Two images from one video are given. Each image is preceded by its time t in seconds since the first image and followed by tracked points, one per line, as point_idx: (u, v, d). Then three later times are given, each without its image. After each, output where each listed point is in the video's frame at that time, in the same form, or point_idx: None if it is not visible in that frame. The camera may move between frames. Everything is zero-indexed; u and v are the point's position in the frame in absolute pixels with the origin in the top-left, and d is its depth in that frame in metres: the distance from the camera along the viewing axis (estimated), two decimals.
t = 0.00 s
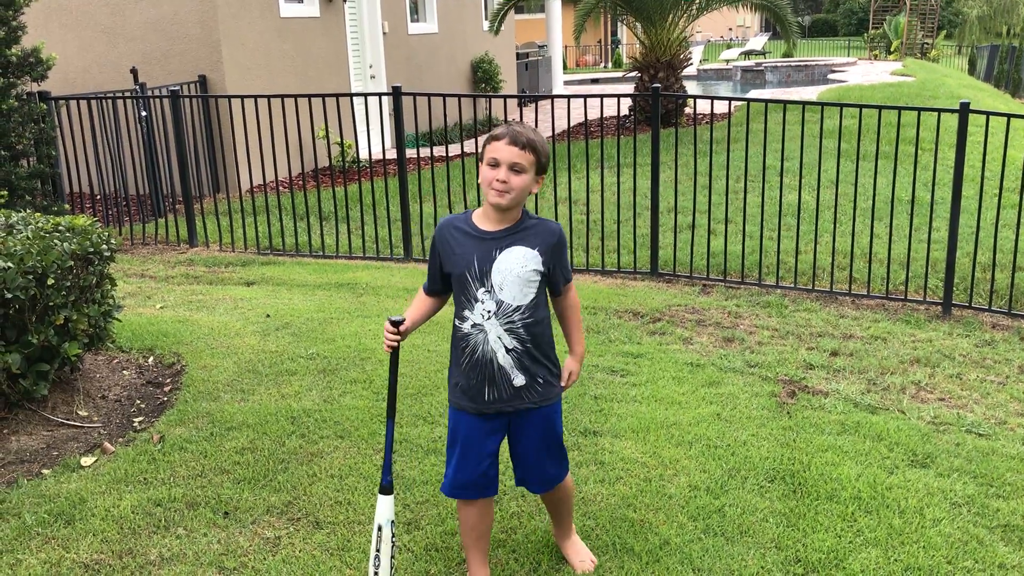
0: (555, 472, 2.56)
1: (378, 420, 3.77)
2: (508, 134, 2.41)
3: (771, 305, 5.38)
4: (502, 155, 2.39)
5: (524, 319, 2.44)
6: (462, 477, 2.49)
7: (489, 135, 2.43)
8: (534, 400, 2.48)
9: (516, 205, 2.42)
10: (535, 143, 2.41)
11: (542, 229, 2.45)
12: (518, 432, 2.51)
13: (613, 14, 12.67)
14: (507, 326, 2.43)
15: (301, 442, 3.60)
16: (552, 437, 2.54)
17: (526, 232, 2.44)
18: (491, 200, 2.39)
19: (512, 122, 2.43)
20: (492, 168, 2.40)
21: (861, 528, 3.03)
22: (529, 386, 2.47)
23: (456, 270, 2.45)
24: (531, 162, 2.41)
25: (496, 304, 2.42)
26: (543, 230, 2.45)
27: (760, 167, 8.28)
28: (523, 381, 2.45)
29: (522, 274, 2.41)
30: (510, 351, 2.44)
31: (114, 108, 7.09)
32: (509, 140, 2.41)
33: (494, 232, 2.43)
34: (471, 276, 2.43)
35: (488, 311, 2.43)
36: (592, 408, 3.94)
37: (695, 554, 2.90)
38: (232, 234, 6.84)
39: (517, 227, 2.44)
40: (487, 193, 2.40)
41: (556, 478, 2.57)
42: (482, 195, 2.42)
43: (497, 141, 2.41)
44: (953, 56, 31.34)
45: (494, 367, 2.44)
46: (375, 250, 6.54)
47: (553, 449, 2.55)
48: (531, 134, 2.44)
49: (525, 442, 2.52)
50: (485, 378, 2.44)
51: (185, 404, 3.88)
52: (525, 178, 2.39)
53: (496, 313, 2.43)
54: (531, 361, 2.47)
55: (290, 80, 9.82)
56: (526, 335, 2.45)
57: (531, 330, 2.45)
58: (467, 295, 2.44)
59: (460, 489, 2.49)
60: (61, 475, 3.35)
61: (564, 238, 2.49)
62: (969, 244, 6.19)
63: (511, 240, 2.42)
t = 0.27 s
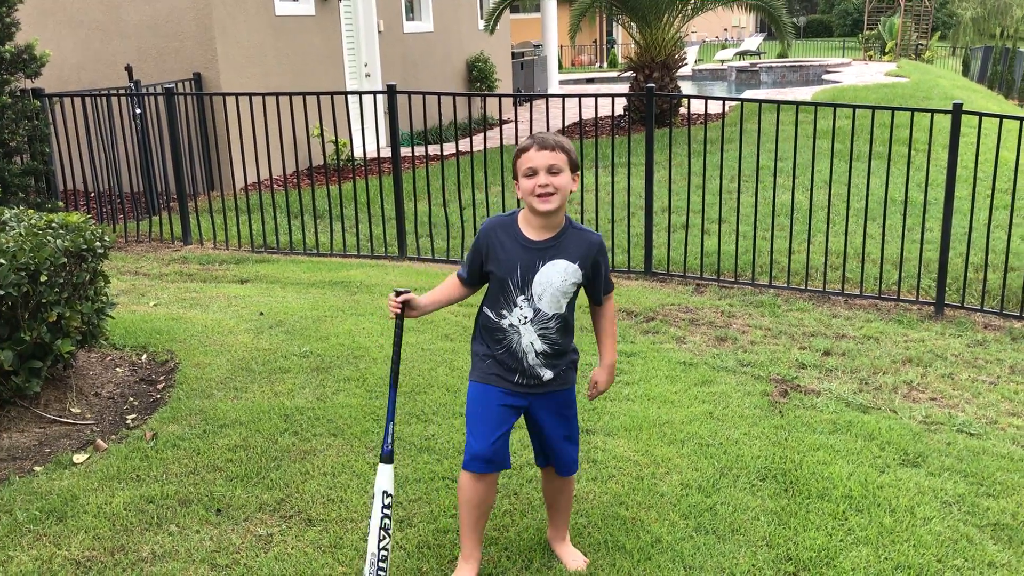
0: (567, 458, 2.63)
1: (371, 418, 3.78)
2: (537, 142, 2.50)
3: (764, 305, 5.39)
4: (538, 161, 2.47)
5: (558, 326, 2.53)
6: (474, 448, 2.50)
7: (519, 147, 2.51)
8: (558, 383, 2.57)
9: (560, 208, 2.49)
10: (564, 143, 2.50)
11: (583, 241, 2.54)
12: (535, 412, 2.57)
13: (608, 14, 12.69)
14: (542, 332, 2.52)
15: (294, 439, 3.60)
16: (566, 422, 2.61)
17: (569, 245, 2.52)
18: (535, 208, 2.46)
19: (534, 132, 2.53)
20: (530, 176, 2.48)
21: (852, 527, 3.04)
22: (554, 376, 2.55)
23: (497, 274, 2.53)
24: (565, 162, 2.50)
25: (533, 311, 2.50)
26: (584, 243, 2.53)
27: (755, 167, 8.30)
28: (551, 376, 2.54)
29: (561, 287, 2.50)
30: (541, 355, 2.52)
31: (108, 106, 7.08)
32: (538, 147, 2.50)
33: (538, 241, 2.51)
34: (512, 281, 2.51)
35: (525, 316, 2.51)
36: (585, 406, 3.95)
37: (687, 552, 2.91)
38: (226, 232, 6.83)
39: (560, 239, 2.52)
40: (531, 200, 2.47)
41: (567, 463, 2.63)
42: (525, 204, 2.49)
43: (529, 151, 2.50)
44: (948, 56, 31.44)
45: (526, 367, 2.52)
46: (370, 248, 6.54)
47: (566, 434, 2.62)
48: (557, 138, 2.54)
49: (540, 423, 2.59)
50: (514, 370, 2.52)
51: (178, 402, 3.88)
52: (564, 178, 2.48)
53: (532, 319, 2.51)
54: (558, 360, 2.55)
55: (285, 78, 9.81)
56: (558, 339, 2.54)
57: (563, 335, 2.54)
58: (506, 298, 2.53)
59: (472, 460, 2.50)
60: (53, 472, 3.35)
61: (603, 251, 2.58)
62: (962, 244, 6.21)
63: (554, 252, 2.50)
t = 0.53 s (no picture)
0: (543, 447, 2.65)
1: (356, 414, 3.77)
2: (533, 139, 2.49)
3: (750, 303, 5.41)
4: (532, 160, 2.47)
5: (534, 316, 2.54)
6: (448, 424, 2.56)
7: (515, 143, 2.50)
8: (536, 372, 2.59)
9: (546, 207, 2.53)
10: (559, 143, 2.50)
11: (567, 240, 2.54)
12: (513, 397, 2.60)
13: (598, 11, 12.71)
14: (517, 320, 2.54)
15: (279, 435, 3.60)
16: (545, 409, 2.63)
17: (552, 240, 2.54)
18: (523, 204, 2.49)
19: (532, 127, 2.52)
20: (522, 173, 2.49)
21: (835, 523, 3.06)
22: (532, 365, 2.58)
23: (481, 259, 2.60)
24: (557, 161, 2.51)
25: (509, 299, 2.54)
26: (570, 242, 2.54)
27: (742, 166, 8.33)
28: (527, 364, 2.56)
29: (539, 278, 2.52)
30: (515, 342, 2.54)
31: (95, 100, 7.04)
32: (533, 144, 2.50)
33: (521, 232, 2.55)
34: (493, 267, 2.58)
35: (501, 302, 2.55)
36: (571, 402, 3.96)
37: (671, 547, 2.92)
38: (213, 227, 6.80)
39: (544, 233, 2.54)
40: (521, 197, 2.49)
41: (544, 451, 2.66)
42: (513, 198, 2.51)
43: (523, 148, 2.49)
44: (935, 57, 31.63)
45: (501, 351, 2.55)
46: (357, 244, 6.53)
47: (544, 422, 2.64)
48: (551, 135, 2.53)
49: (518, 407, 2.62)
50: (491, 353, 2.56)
51: (163, 397, 3.87)
52: (554, 178, 2.49)
53: (508, 306, 2.54)
54: (536, 351, 2.57)
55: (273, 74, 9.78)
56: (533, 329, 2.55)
57: (539, 326, 2.54)
58: (486, 283, 2.59)
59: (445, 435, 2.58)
60: (35, 467, 3.33)
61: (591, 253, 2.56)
62: (947, 243, 6.25)
63: (534, 245, 2.54)
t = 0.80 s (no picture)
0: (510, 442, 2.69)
1: (344, 409, 3.77)
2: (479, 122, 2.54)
3: (738, 298, 5.43)
4: (476, 142, 2.52)
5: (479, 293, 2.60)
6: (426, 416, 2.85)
7: (461, 123, 2.56)
8: (495, 362, 2.66)
9: (488, 187, 2.58)
10: (504, 129, 2.56)
11: (501, 215, 2.54)
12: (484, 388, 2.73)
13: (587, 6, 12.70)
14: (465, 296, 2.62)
15: (267, 429, 3.59)
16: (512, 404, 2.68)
17: (486, 216, 2.56)
18: (463, 183, 2.54)
19: (481, 110, 2.57)
20: (467, 154, 2.54)
21: (822, 517, 3.07)
22: (491, 351, 2.66)
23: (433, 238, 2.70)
24: (501, 147, 2.56)
25: (454, 276, 2.63)
26: (502, 217, 2.54)
27: (731, 162, 8.35)
28: (483, 347, 2.65)
29: (474, 252, 2.56)
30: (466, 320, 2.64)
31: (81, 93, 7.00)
32: (480, 127, 2.55)
33: (461, 210, 2.61)
34: (441, 245, 2.67)
35: (449, 279, 2.65)
36: (559, 397, 3.96)
37: (658, 541, 2.93)
38: (201, 222, 6.77)
39: (480, 210, 2.57)
40: (460, 176, 2.54)
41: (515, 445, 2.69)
42: (456, 177, 2.56)
43: (469, 129, 2.55)
44: (924, 54, 31.78)
45: (457, 332, 2.67)
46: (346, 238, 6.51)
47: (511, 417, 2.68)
48: (498, 121, 2.59)
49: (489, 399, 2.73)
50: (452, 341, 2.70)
51: (150, 391, 3.85)
52: (496, 163, 2.55)
53: (455, 283, 2.63)
54: (491, 330, 2.64)
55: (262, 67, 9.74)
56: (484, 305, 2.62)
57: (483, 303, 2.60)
58: (438, 262, 2.69)
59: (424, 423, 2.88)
60: (21, 461, 3.31)
61: (522, 228, 2.53)
62: (933, 239, 6.29)
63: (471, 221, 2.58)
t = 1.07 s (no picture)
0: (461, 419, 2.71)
1: (340, 402, 3.76)
2: (423, 104, 2.55)
3: (733, 292, 5.43)
4: (420, 124, 2.53)
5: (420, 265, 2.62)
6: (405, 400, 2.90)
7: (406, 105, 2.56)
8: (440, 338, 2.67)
9: (431, 167, 2.60)
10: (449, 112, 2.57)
11: (435, 189, 2.54)
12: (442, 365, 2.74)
13: None
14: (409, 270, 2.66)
15: (262, 423, 3.58)
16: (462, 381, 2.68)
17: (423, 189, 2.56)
18: (408, 164, 2.58)
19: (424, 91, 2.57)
20: (411, 135, 2.55)
21: (817, 511, 3.08)
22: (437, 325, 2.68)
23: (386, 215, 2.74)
24: (446, 128, 2.58)
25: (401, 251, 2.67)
26: (435, 190, 2.53)
27: (726, 156, 8.35)
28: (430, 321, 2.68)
29: (410, 225, 2.57)
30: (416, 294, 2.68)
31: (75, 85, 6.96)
32: (424, 109, 2.56)
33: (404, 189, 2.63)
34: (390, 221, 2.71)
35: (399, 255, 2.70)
36: (554, 391, 3.96)
37: (653, 535, 2.93)
38: (196, 215, 6.75)
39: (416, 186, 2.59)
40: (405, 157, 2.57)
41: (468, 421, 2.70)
42: (402, 158, 2.60)
43: (413, 111, 2.55)
44: (919, 48, 31.81)
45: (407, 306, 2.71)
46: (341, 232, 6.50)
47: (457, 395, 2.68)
48: (443, 101, 2.59)
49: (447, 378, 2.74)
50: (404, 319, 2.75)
51: (144, 385, 3.84)
52: (441, 143, 2.57)
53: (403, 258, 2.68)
54: (435, 302, 2.66)
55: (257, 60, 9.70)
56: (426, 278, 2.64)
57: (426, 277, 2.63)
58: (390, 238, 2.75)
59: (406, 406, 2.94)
60: (15, 455, 3.30)
61: (455, 200, 2.52)
62: (928, 234, 6.30)
63: (410, 195, 2.59)
